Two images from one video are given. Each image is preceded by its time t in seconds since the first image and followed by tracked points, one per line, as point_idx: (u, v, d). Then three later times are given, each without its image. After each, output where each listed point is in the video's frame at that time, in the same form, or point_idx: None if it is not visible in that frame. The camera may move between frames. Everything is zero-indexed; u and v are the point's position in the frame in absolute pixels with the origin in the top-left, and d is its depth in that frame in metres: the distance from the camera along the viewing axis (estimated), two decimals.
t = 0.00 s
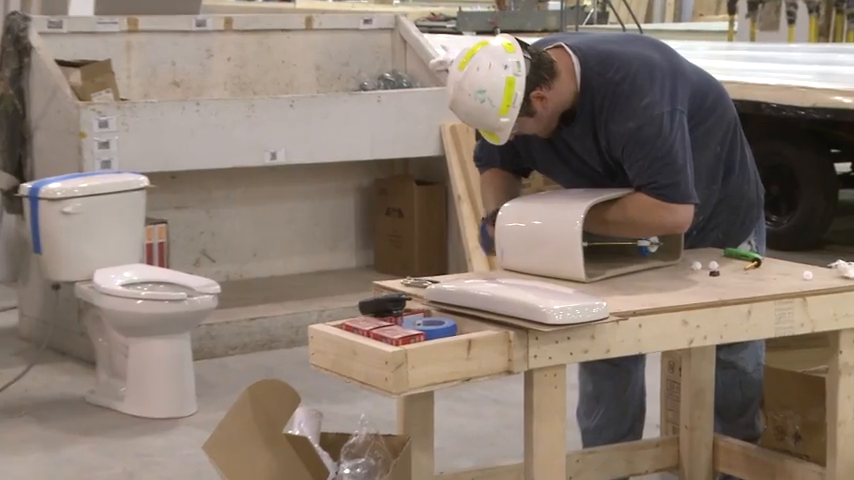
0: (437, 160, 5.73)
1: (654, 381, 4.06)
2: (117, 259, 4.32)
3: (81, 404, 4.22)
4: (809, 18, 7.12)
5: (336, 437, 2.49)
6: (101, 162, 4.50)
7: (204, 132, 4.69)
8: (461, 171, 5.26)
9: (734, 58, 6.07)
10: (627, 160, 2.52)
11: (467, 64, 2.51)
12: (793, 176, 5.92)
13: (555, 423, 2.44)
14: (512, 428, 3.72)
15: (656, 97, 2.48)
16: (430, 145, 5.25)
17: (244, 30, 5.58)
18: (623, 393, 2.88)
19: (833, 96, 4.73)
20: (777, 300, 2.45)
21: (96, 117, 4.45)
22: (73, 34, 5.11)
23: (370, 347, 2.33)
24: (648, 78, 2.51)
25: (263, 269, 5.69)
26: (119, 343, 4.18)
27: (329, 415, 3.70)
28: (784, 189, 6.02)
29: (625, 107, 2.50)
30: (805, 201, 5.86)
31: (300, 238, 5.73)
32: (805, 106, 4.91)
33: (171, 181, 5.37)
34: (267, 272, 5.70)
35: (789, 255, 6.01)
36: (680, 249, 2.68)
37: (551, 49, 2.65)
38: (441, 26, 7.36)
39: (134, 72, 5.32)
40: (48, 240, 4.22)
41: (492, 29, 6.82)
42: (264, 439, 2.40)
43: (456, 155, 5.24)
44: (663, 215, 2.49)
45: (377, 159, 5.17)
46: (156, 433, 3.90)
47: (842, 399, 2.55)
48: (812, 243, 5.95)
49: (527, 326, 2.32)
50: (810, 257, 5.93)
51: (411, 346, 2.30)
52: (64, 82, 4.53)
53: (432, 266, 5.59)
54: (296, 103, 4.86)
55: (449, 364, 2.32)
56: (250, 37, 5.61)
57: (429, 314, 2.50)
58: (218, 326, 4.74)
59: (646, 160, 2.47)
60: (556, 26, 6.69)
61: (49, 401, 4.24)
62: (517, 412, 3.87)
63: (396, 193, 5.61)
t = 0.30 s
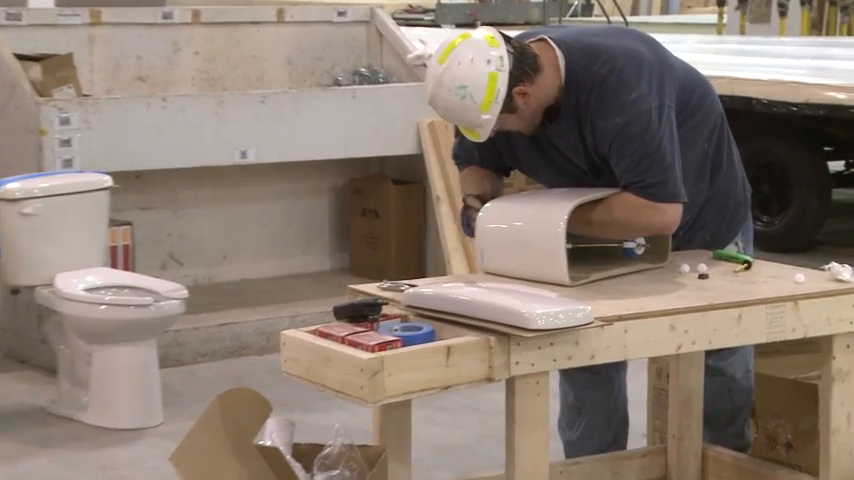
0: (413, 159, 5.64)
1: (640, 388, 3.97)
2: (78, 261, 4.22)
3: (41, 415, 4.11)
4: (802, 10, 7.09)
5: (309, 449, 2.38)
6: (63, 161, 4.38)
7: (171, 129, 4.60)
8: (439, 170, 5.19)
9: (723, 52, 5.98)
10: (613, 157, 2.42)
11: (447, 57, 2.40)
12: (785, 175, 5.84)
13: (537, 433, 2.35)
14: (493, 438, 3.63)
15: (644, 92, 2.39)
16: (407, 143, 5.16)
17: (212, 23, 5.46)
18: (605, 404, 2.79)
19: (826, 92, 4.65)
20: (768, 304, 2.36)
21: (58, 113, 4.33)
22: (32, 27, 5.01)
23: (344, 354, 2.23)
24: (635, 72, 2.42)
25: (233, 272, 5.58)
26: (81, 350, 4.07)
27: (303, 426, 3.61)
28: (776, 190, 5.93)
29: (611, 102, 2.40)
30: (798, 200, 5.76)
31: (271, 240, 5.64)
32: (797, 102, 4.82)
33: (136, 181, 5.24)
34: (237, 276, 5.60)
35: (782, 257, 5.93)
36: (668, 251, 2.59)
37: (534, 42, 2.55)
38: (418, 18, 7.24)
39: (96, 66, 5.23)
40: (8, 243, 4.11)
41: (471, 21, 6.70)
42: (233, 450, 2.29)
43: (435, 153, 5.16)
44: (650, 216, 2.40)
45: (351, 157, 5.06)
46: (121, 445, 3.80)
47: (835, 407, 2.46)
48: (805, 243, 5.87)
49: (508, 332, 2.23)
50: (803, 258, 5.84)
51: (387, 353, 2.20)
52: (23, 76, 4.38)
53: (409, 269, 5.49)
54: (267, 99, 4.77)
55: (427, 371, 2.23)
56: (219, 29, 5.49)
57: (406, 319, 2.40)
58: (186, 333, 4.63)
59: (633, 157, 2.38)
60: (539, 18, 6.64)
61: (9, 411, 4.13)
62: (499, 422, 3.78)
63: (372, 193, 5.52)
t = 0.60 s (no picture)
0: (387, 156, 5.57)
1: (624, 398, 3.87)
2: (33, 265, 4.10)
3: None
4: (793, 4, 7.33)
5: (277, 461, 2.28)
6: (15, 159, 4.30)
7: (132, 125, 4.51)
8: (413, 169, 5.09)
9: (710, 46, 5.88)
10: (595, 156, 2.31)
11: (418, 55, 2.29)
12: (774, 175, 5.75)
13: (516, 445, 2.24)
14: (469, 450, 3.52)
15: (626, 87, 2.29)
16: (380, 142, 5.08)
17: (174, 14, 5.34)
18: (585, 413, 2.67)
19: (818, 88, 4.59)
20: (757, 309, 2.26)
21: (10, 110, 4.26)
22: None
23: (313, 362, 2.12)
24: (617, 66, 2.32)
25: (197, 276, 5.47)
26: (35, 360, 3.95)
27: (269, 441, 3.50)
28: (767, 190, 5.84)
29: (592, 98, 2.30)
30: (789, 201, 5.66)
31: (236, 242, 5.53)
32: (787, 98, 4.74)
33: (93, 180, 5.17)
34: (201, 280, 5.49)
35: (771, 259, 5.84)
36: (653, 255, 2.49)
37: (510, 37, 2.45)
38: (392, 11, 7.10)
39: (51, 60, 5.12)
40: None
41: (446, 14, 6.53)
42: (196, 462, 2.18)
43: (408, 150, 5.05)
44: (634, 216, 2.30)
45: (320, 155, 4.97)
46: (77, 458, 3.68)
47: (827, 417, 2.37)
48: (796, 245, 5.77)
49: (486, 339, 2.12)
50: (793, 261, 5.75)
51: (358, 361, 2.10)
52: None
53: (382, 271, 5.38)
54: (232, 95, 4.67)
55: (399, 380, 2.12)
56: (181, 21, 5.38)
57: (378, 326, 2.29)
58: (147, 340, 4.51)
59: (614, 156, 2.27)
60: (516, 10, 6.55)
61: None
62: (477, 433, 3.68)
63: (342, 193, 5.39)
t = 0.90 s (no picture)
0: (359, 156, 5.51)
1: (609, 406, 3.78)
2: None
3: None
4: None
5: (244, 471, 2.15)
6: None
7: (89, 120, 4.45)
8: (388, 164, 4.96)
9: (699, 36, 5.78)
10: (581, 150, 2.21)
11: (402, 41, 2.19)
12: (767, 172, 5.65)
13: (496, 456, 2.14)
14: (447, 462, 3.43)
15: (615, 79, 2.18)
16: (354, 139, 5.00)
17: (132, 3, 5.28)
18: (569, 412, 2.60)
19: (811, 80, 4.48)
20: (749, 312, 2.16)
21: None
22: None
23: (282, 369, 2.01)
24: (605, 57, 2.21)
25: (160, 279, 5.43)
26: None
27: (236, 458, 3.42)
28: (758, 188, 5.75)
29: (579, 90, 2.19)
30: (782, 200, 5.55)
31: (201, 244, 5.50)
32: (779, 91, 4.64)
33: (50, 178, 5.11)
34: (163, 284, 5.44)
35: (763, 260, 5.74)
36: (639, 257, 2.40)
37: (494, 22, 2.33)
38: None
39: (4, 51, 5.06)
40: None
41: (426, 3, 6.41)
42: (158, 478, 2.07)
43: (380, 146, 4.95)
44: (620, 215, 2.19)
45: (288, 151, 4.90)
46: (32, 472, 3.59)
47: (822, 425, 2.27)
48: (790, 245, 5.68)
49: (464, 344, 2.02)
50: (787, 261, 5.65)
51: (330, 368, 1.99)
52: None
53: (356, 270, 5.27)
54: (195, 87, 4.61)
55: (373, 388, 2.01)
56: (140, 10, 5.31)
57: (351, 332, 2.17)
58: (105, 347, 4.40)
59: (602, 150, 2.17)
60: None
61: None
62: (455, 445, 3.58)
63: (313, 192, 5.30)
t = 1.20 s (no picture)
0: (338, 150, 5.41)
1: (603, 414, 3.69)
2: None
3: None
4: None
5: None
6: None
7: (54, 113, 4.34)
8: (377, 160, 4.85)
9: (695, 26, 5.67)
10: (585, 142, 2.12)
11: (429, 14, 2.08)
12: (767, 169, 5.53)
13: (483, 467, 2.04)
14: (432, 473, 3.34)
15: (629, 72, 2.11)
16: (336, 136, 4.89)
17: None
18: (558, 419, 2.49)
19: (814, 72, 4.42)
20: (748, 315, 2.06)
21: None
22: None
23: (258, 376, 1.91)
24: (620, 48, 2.13)
25: (129, 281, 5.34)
26: None
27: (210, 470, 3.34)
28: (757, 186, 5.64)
29: (592, 80, 2.11)
30: (784, 198, 5.41)
31: (173, 244, 5.40)
32: (779, 84, 4.57)
33: (14, 175, 5.03)
34: (132, 286, 5.35)
35: (763, 260, 5.63)
36: (634, 259, 2.30)
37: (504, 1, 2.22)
38: None
39: None
40: None
41: None
42: None
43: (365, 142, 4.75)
44: (617, 217, 2.11)
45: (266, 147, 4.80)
46: None
47: (825, 434, 2.17)
48: (792, 244, 5.55)
49: (451, 350, 1.92)
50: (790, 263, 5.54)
51: (309, 375, 1.89)
52: None
53: (336, 268, 5.17)
54: (167, 80, 4.50)
55: (354, 395, 1.91)
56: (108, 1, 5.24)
57: (332, 337, 2.07)
58: (72, 353, 4.30)
59: (609, 144, 2.09)
60: None
61: None
62: (441, 456, 3.50)
63: (290, 190, 5.19)
